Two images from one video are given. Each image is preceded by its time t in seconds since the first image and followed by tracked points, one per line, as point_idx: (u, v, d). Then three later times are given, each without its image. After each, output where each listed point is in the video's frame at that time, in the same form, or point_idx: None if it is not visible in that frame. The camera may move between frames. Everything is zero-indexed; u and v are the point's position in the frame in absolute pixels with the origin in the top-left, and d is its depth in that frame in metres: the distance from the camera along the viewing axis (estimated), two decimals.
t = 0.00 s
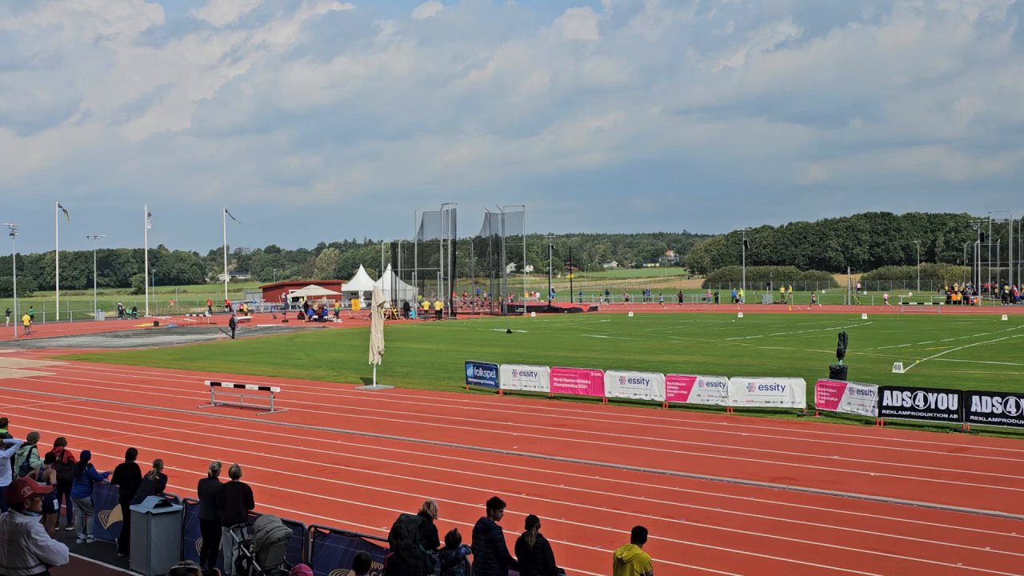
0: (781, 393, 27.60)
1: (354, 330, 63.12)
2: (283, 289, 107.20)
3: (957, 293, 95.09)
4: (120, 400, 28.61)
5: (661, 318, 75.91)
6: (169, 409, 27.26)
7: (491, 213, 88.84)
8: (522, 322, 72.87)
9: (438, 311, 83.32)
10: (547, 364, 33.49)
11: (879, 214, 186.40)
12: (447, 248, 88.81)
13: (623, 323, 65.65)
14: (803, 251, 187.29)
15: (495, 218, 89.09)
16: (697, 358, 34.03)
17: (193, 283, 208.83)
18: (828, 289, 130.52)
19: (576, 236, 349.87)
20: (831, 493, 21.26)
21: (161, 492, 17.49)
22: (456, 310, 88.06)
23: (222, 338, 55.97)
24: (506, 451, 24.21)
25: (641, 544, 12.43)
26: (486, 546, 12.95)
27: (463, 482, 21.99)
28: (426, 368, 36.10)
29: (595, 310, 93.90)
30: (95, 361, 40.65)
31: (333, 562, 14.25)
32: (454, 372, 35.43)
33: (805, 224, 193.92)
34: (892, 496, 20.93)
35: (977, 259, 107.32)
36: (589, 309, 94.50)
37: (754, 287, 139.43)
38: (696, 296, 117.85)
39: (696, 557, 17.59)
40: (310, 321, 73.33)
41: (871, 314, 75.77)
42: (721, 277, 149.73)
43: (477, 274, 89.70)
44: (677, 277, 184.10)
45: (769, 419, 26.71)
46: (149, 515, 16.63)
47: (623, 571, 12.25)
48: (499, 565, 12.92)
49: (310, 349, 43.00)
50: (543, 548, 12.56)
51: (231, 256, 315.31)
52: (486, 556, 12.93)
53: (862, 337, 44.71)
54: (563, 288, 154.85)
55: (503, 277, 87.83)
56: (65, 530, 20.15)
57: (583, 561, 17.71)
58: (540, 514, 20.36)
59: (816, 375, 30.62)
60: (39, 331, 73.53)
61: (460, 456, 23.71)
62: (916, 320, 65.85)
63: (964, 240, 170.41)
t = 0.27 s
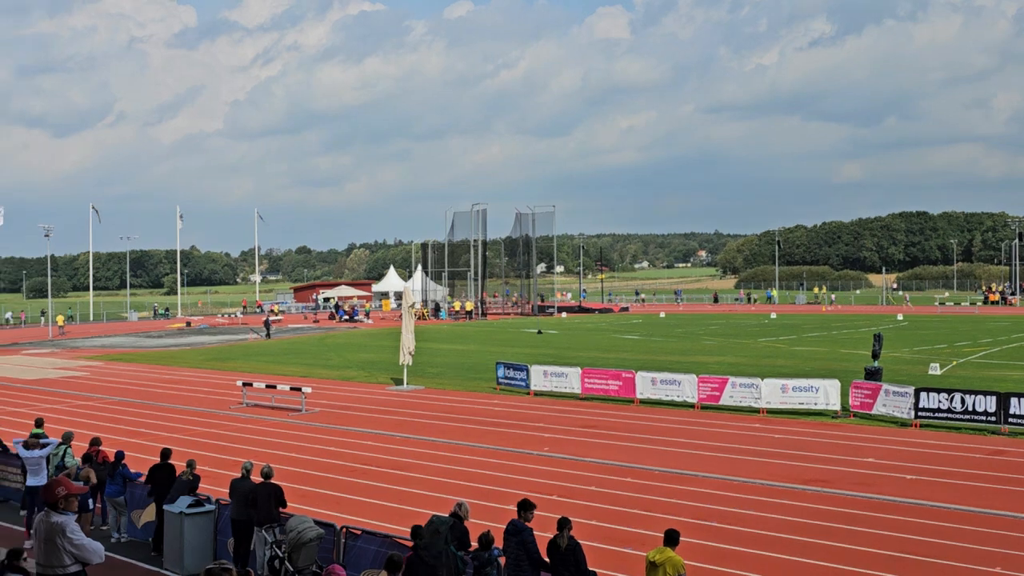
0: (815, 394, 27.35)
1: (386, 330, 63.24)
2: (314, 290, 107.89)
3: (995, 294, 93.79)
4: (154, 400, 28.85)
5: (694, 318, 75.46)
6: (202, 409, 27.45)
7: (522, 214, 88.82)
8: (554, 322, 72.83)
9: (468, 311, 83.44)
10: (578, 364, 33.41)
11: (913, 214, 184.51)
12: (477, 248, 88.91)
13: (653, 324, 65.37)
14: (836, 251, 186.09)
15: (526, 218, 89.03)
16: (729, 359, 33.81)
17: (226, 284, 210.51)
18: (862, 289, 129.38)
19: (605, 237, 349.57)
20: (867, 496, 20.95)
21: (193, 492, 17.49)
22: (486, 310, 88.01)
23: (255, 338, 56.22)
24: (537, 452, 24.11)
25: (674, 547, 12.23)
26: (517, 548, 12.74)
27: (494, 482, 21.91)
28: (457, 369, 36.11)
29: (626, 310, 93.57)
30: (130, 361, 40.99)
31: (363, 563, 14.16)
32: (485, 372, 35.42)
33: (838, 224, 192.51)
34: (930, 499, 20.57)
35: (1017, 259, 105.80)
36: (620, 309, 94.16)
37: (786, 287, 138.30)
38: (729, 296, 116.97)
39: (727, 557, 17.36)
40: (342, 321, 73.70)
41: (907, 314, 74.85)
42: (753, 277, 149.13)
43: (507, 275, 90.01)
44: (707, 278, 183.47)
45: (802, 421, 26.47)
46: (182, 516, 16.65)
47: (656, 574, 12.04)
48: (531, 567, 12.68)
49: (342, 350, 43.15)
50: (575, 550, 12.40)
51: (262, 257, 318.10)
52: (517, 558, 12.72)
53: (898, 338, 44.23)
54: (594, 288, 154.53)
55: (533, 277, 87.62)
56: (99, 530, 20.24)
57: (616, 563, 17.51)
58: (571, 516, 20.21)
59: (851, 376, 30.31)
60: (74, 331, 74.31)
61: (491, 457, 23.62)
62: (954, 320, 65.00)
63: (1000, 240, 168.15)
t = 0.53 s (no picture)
0: (845, 395, 27.24)
1: (413, 330, 63.47)
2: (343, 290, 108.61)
3: None
4: (186, 399, 29.17)
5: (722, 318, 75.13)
6: (233, 408, 27.72)
7: (549, 214, 88.94)
8: (582, 322, 72.97)
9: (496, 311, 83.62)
10: (605, 364, 33.43)
11: (945, 212, 182.67)
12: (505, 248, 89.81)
13: (680, 324, 65.20)
14: (866, 251, 184.69)
15: (553, 219, 89.22)
16: (757, 359, 33.70)
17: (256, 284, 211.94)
18: (893, 289, 128.28)
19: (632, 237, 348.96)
20: (897, 497, 20.79)
21: (226, 489, 17.55)
22: (514, 310, 88.07)
23: (285, 338, 56.61)
24: (565, 452, 24.17)
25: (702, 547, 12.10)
26: (546, 547, 12.60)
27: (522, 482, 21.96)
28: (485, 368, 36.22)
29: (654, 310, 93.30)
30: (161, 360, 41.46)
31: (392, 561, 14.26)
32: (512, 372, 35.50)
33: (868, 223, 191.09)
34: (961, 500, 20.37)
35: None
36: (647, 309, 93.89)
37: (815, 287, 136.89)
38: (757, 296, 116.16)
39: (757, 557, 17.32)
40: (369, 321, 74.09)
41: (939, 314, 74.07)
42: (782, 277, 148.44)
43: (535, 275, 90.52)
44: (735, 278, 182.74)
45: (832, 421, 26.38)
46: (214, 514, 16.78)
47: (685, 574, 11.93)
48: (559, 566, 12.53)
49: (370, 349, 43.38)
50: (603, 549, 12.30)
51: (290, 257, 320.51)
52: (546, 557, 12.58)
53: (929, 339, 43.91)
54: (622, 287, 154.54)
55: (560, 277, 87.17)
56: (134, 526, 20.45)
57: (645, 563, 17.49)
58: (600, 515, 20.22)
59: (880, 376, 30.13)
60: (107, 331, 75.21)
61: (520, 457, 23.68)
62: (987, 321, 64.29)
63: None
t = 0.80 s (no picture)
0: (874, 395, 27.10)
1: (440, 330, 63.67)
2: (370, 290, 109.33)
3: None
4: (214, 399, 29.37)
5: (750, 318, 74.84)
6: (261, 407, 27.89)
7: (576, 214, 89.04)
8: (609, 321, 73.16)
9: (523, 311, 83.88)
10: (632, 364, 33.39)
11: (976, 212, 180.96)
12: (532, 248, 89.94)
13: (708, 324, 65.10)
14: (895, 250, 183.52)
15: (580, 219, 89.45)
16: (785, 359, 33.55)
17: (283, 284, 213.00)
18: (923, 289, 127.35)
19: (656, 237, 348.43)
20: (927, 498, 20.58)
21: (254, 489, 17.71)
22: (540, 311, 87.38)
23: (312, 338, 56.95)
24: (592, 452, 24.14)
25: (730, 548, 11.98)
26: (573, 547, 12.47)
27: (548, 482, 21.93)
28: (512, 368, 36.25)
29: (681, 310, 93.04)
30: (191, 359, 41.79)
31: (420, 561, 14.32)
32: (539, 372, 35.52)
33: (898, 223, 189.77)
34: (992, 502, 20.11)
35: None
36: (675, 309, 93.63)
37: (844, 287, 136.24)
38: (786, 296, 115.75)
39: (783, 558, 17.18)
40: (397, 321, 74.38)
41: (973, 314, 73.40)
42: (810, 277, 147.95)
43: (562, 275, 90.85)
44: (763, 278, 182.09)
45: (861, 422, 26.23)
46: (242, 512, 16.86)
47: None
48: (586, 567, 12.41)
49: (397, 349, 43.52)
50: (631, 551, 12.21)
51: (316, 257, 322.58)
52: (573, 558, 12.46)
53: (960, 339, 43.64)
54: (649, 287, 154.42)
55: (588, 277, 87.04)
56: (163, 525, 20.53)
57: (673, 563, 17.38)
58: (627, 516, 20.14)
59: (910, 377, 29.91)
60: (137, 330, 75.90)
61: (546, 457, 23.67)
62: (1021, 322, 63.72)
63: None
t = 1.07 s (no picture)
0: (904, 397, 26.91)
1: (467, 331, 63.96)
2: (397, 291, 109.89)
3: None
4: (242, 399, 29.58)
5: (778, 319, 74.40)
6: (289, 408, 28.06)
7: (603, 215, 88.96)
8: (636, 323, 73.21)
9: (549, 311, 83.80)
10: (660, 366, 33.32)
11: (1007, 212, 178.99)
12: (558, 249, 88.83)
13: (737, 325, 64.93)
14: (925, 251, 182.06)
15: (608, 219, 89.33)
16: (814, 361, 33.36)
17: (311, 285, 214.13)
18: (954, 290, 126.13)
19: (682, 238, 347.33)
20: (957, 501, 20.33)
21: (283, 489, 17.80)
22: (566, 311, 87.44)
23: (341, 338, 57.36)
24: (619, 454, 24.08)
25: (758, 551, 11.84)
26: (601, 550, 12.41)
27: (574, 483, 21.86)
28: (540, 369, 36.26)
29: (709, 312, 92.59)
30: (221, 360, 42.14)
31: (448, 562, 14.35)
32: (566, 373, 35.50)
33: (929, 223, 188.18)
34: None
35: None
36: (703, 311, 93.22)
37: (873, 288, 135.34)
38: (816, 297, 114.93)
39: (811, 559, 17.01)
40: (424, 321, 74.69)
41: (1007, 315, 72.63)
42: (839, 278, 147.02)
43: (589, 276, 90.79)
44: (790, 279, 181.15)
45: (890, 425, 26.06)
46: (271, 512, 16.95)
47: None
48: (614, 570, 12.34)
49: (425, 350, 43.64)
50: (658, 553, 12.08)
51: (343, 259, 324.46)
52: (600, 560, 12.41)
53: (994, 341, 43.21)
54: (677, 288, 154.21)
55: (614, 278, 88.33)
56: (193, 524, 20.67)
57: (700, 564, 17.25)
58: (652, 517, 20.02)
59: (941, 379, 29.64)
60: (168, 331, 76.76)
61: (572, 459, 23.62)
62: None
63: None
